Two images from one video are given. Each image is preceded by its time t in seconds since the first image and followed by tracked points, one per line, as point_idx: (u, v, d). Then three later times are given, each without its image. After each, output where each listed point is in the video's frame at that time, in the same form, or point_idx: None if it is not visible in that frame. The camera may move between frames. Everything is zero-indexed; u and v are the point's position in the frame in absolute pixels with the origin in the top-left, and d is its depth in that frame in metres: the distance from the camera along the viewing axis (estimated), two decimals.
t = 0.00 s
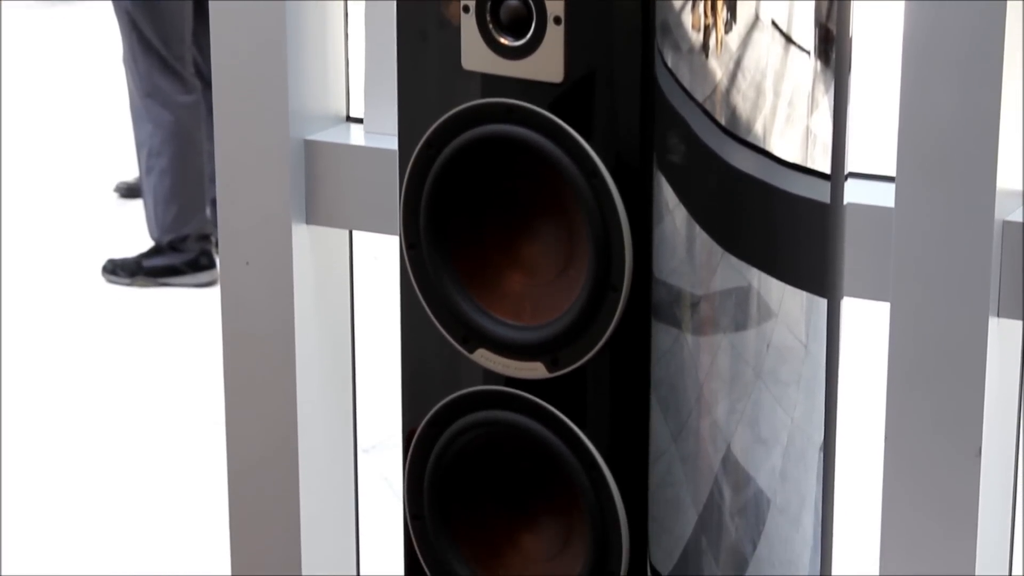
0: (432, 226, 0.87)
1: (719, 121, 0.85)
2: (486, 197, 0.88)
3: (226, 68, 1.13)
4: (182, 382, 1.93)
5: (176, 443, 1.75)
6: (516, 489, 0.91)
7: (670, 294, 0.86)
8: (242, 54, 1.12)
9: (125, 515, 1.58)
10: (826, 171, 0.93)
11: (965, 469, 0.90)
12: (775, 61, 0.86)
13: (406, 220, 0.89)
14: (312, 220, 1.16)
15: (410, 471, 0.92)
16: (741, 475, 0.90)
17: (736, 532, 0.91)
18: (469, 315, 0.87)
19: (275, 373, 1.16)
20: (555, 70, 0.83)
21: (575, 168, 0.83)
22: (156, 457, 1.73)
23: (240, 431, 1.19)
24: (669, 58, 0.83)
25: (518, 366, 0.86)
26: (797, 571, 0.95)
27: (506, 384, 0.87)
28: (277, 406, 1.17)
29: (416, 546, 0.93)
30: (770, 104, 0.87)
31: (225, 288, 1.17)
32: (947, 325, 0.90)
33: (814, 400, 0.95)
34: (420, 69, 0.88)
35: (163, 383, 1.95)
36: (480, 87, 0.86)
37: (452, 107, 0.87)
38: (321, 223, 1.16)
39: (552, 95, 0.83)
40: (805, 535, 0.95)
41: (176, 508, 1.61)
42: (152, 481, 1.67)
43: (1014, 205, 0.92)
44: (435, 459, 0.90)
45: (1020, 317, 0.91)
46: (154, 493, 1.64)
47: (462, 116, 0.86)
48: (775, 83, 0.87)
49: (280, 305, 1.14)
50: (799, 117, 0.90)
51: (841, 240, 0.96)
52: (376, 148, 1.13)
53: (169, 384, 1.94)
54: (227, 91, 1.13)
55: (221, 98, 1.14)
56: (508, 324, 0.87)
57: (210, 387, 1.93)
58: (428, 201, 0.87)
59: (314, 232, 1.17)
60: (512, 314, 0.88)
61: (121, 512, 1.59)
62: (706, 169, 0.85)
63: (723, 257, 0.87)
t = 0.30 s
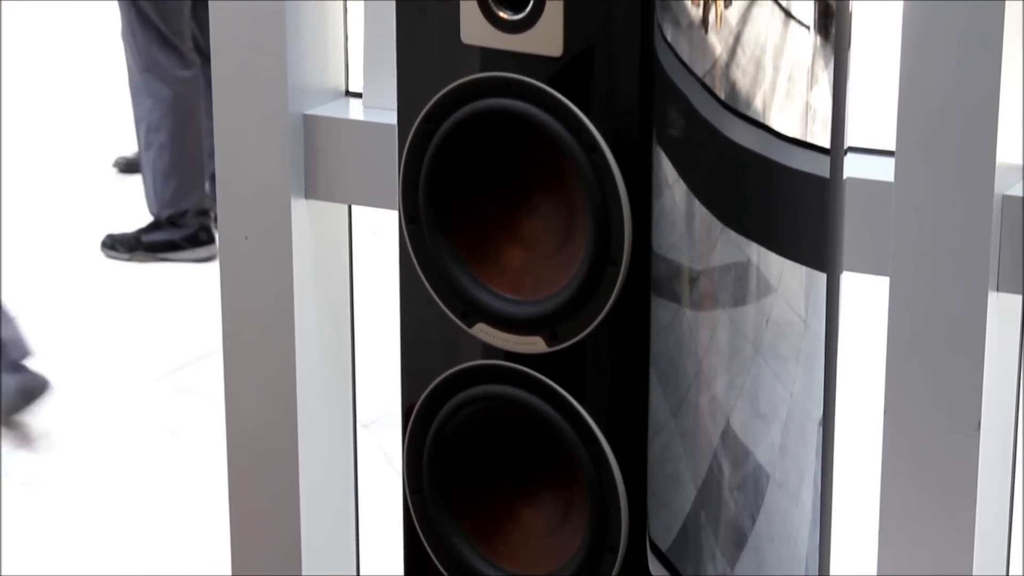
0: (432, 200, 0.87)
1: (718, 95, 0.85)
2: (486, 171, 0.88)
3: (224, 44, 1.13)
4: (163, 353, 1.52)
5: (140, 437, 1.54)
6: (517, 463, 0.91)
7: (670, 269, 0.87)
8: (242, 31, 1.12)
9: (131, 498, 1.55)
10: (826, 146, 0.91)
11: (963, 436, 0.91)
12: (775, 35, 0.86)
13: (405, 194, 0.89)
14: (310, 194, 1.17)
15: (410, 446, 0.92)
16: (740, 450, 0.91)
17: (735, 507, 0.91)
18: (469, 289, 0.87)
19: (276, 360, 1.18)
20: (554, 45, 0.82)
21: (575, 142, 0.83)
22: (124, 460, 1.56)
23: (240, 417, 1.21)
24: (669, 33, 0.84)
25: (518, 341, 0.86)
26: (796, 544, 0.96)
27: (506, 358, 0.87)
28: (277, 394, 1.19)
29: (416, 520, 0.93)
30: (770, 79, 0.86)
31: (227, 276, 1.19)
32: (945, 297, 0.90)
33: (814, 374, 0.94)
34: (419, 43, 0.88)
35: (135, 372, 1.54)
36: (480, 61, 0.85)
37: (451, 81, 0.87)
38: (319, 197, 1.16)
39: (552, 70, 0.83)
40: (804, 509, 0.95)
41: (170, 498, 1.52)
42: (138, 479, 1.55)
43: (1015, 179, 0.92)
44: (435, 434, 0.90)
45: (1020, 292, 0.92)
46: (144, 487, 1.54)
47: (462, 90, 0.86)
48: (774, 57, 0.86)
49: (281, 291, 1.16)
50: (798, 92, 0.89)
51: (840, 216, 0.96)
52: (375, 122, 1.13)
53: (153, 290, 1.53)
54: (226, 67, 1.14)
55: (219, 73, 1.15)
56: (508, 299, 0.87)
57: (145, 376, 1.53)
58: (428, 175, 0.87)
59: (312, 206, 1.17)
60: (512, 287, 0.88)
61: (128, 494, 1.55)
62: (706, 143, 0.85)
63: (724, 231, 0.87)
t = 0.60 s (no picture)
0: (431, 174, 0.87)
1: (718, 70, 0.84)
2: (486, 145, 0.88)
3: (223, 18, 1.13)
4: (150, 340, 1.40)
5: (140, 430, 1.46)
6: (517, 439, 0.91)
7: (669, 244, 0.85)
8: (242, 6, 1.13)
9: (136, 500, 1.50)
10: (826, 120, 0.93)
11: (962, 401, 0.92)
12: (775, 9, 0.85)
13: (404, 169, 0.89)
14: (309, 167, 1.17)
15: (409, 423, 0.92)
16: (740, 424, 0.91)
17: (734, 481, 0.91)
18: (468, 264, 0.87)
19: (276, 346, 1.19)
20: (554, 19, 0.82)
21: (574, 116, 0.83)
22: (129, 457, 1.48)
23: (240, 405, 1.22)
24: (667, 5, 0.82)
25: (517, 315, 0.86)
26: (796, 518, 0.96)
27: (505, 332, 0.87)
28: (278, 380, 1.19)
29: (415, 495, 0.92)
30: (770, 54, 0.86)
31: (226, 266, 1.19)
32: (943, 268, 0.91)
33: (813, 348, 0.95)
34: (418, 18, 0.87)
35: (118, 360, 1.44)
36: (478, 35, 0.85)
37: (450, 55, 0.86)
38: (318, 170, 1.17)
39: (551, 45, 0.82)
40: (804, 483, 0.96)
41: (175, 496, 1.47)
42: (146, 475, 1.48)
43: (1015, 153, 0.93)
44: (434, 410, 0.90)
45: (1019, 265, 0.92)
46: (150, 486, 1.48)
47: (460, 64, 0.85)
48: (775, 32, 0.86)
49: (281, 277, 1.17)
50: (798, 67, 0.89)
51: (839, 186, 0.96)
52: (374, 96, 1.13)
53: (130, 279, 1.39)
54: (225, 42, 1.14)
55: (218, 48, 1.14)
56: (507, 272, 0.87)
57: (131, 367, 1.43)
58: (426, 149, 0.87)
59: (312, 179, 1.17)
60: (511, 261, 0.88)
61: (131, 494, 1.50)
62: (705, 117, 0.85)
63: (723, 205, 0.87)
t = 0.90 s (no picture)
0: (430, 143, 0.87)
1: (717, 38, 0.84)
2: (485, 113, 0.88)
3: None
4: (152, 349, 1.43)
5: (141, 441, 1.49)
6: (516, 407, 0.92)
7: (667, 214, 0.84)
8: None
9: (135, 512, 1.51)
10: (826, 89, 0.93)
11: (960, 360, 0.93)
12: None
13: (403, 137, 0.89)
14: (308, 137, 1.18)
15: (407, 392, 0.92)
16: (738, 392, 0.90)
17: (733, 451, 0.91)
18: (468, 232, 0.87)
19: (276, 320, 1.20)
20: None
21: (574, 84, 0.82)
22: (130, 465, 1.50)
23: (241, 377, 1.23)
24: None
25: (517, 283, 0.86)
26: (796, 488, 0.96)
27: (504, 300, 0.87)
28: (279, 356, 1.21)
29: (415, 463, 0.92)
30: (770, 23, 0.86)
31: (228, 241, 1.21)
32: (937, 231, 0.92)
33: (813, 317, 0.95)
34: None
35: (129, 339, 1.44)
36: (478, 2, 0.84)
37: (449, 23, 0.86)
38: (317, 139, 1.18)
39: (551, 13, 0.82)
40: (802, 453, 0.96)
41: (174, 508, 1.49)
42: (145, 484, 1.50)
43: (1016, 119, 0.93)
44: (433, 378, 0.90)
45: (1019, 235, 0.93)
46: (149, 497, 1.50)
47: (459, 32, 0.85)
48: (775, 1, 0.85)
49: (280, 253, 1.19)
50: (797, 37, 0.88)
51: (838, 157, 0.96)
52: (371, 66, 1.14)
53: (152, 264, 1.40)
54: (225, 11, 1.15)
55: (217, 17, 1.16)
56: (506, 240, 0.87)
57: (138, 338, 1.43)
58: (425, 118, 0.86)
59: (311, 148, 1.18)
60: (510, 229, 0.88)
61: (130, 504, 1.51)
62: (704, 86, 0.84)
63: (722, 173, 0.87)
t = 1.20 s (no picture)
0: (429, 105, 0.87)
1: None
2: (486, 74, 0.88)
3: None
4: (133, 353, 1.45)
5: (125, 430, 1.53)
6: (516, 370, 0.92)
7: (666, 176, 0.84)
8: None
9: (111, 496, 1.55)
10: (826, 51, 0.92)
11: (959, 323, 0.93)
12: None
13: (403, 99, 0.88)
14: (308, 100, 1.18)
15: (407, 354, 0.92)
16: (738, 355, 0.91)
17: (733, 415, 0.91)
18: (467, 195, 0.87)
19: (276, 286, 1.21)
20: None
21: (574, 47, 0.82)
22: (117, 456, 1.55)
23: (240, 346, 1.24)
24: None
25: (516, 246, 0.86)
26: (796, 451, 0.97)
27: (504, 263, 0.86)
28: (279, 322, 1.21)
29: (415, 426, 0.93)
30: None
31: (227, 211, 1.21)
32: (937, 191, 0.92)
33: (813, 280, 0.95)
34: None
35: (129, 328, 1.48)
36: None
37: None
38: (316, 102, 1.18)
39: None
40: (801, 417, 0.96)
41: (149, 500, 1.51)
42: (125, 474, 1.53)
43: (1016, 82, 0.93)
44: (433, 340, 0.89)
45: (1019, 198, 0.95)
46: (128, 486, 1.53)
47: None
48: None
49: (279, 218, 1.19)
50: None
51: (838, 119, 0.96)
52: (371, 29, 1.14)
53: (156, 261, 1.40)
54: None
55: None
56: (505, 202, 0.86)
57: (141, 322, 1.44)
58: (424, 81, 0.86)
59: (310, 112, 1.18)
60: (510, 192, 0.88)
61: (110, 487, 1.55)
62: (705, 48, 0.84)
63: (722, 135, 0.86)
